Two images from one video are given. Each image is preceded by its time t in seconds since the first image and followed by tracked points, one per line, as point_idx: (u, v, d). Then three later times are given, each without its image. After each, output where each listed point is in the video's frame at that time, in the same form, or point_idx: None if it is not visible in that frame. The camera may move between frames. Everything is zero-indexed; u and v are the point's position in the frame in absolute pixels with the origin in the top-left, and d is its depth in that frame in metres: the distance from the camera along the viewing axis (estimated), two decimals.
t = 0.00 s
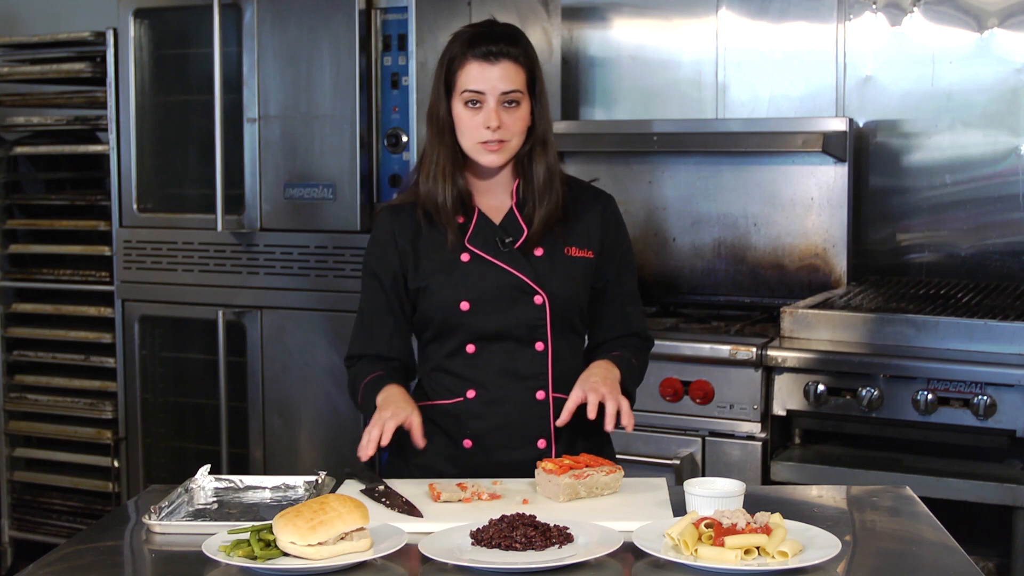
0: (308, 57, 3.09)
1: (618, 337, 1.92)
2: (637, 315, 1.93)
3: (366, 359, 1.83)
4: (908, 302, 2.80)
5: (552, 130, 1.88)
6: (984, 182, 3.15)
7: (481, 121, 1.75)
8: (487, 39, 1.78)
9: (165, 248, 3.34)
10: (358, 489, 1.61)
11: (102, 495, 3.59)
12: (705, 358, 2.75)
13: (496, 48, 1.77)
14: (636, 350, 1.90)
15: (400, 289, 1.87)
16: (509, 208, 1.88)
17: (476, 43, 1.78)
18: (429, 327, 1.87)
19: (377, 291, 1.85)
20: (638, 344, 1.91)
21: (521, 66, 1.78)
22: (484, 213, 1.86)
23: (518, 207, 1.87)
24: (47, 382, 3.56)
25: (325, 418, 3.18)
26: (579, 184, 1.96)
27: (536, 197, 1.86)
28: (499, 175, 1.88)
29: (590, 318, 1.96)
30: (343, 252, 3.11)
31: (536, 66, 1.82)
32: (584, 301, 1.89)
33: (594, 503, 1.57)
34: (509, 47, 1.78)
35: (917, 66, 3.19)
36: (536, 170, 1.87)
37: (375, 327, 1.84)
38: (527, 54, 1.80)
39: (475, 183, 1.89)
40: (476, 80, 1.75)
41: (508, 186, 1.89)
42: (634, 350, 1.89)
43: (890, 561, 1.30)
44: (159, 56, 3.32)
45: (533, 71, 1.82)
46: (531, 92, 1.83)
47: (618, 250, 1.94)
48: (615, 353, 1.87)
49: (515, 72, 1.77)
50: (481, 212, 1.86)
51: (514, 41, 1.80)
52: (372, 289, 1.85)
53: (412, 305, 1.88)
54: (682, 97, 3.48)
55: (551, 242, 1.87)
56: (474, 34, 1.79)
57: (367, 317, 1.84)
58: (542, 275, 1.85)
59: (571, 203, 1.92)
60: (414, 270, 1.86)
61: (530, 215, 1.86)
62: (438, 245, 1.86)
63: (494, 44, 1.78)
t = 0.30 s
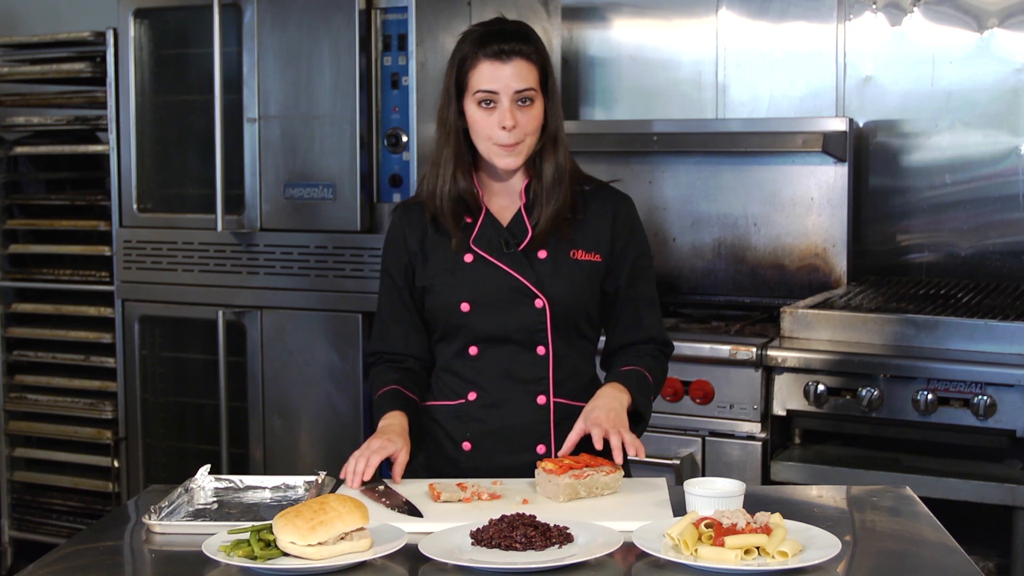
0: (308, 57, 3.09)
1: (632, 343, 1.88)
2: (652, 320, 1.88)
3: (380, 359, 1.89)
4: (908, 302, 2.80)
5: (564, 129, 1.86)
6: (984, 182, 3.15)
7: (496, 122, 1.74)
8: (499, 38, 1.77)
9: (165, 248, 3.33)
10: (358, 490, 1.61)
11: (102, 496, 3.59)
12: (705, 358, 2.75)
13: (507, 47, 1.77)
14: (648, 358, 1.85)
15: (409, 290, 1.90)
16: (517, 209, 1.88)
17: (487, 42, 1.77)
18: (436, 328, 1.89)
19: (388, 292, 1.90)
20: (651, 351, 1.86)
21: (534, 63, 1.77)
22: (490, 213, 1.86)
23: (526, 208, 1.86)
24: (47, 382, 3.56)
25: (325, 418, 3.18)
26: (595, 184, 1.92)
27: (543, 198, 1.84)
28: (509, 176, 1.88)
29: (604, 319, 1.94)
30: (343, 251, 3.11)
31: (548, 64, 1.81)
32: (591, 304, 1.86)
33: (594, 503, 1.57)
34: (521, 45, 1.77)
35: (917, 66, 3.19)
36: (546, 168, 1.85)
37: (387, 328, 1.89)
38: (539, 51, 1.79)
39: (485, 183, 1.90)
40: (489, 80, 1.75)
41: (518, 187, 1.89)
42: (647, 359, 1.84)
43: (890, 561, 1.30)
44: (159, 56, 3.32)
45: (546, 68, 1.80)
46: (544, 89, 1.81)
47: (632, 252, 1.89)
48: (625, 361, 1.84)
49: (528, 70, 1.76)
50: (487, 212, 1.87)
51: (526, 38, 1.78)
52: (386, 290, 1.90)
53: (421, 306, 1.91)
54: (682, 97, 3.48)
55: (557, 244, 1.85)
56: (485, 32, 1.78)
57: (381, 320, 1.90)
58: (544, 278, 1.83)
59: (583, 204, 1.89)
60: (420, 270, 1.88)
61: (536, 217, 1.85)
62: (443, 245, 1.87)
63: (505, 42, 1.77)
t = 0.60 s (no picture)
0: (308, 57, 3.09)
1: (642, 348, 1.85)
2: (665, 326, 1.84)
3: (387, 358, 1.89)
4: (908, 302, 2.80)
5: (580, 130, 1.85)
6: (984, 182, 3.15)
7: (510, 122, 1.74)
8: (515, 37, 1.77)
9: (165, 248, 3.33)
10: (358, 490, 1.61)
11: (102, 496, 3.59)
12: (705, 358, 2.75)
13: (523, 46, 1.76)
14: (658, 366, 1.81)
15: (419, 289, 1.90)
16: (530, 210, 1.87)
17: (502, 42, 1.76)
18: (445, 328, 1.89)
19: (397, 290, 1.90)
20: (663, 358, 1.83)
21: (550, 63, 1.76)
22: (502, 214, 1.87)
23: (539, 210, 1.86)
24: (47, 382, 3.56)
25: (325, 418, 3.18)
26: (611, 186, 1.90)
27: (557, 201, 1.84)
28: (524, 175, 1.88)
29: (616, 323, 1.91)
30: (343, 251, 3.12)
31: (564, 63, 1.80)
32: (602, 308, 1.85)
33: (594, 503, 1.57)
34: (537, 45, 1.76)
35: (917, 67, 3.19)
36: (563, 170, 1.84)
37: (397, 328, 1.89)
38: (555, 51, 1.78)
39: (500, 183, 1.90)
40: (504, 80, 1.74)
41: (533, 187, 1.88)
42: (658, 369, 1.81)
43: (890, 561, 1.30)
44: (159, 56, 3.32)
45: (562, 68, 1.80)
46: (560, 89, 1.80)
47: (646, 257, 1.86)
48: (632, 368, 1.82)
49: (544, 69, 1.75)
50: (500, 212, 1.87)
51: (542, 38, 1.77)
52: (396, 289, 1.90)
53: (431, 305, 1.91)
54: (682, 97, 3.48)
55: (569, 247, 1.84)
56: (500, 31, 1.78)
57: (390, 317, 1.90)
58: (554, 282, 1.83)
59: (597, 207, 1.87)
60: (432, 270, 1.89)
61: (549, 220, 1.84)
62: (455, 246, 1.88)
63: (521, 42, 1.76)
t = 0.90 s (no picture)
0: (308, 57, 3.09)
1: (646, 350, 1.84)
2: (671, 327, 1.84)
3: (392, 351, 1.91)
4: (909, 302, 2.80)
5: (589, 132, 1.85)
6: (984, 182, 3.15)
7: (519, 130, 1.74)
8: (523, 43, 1.76)
9: (165, 248, 3.33)
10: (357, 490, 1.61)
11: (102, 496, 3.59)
12: (705, 358, 2.75)
13: (531, 53, 1.75)
14: (663, 369, 1.81)
15: (424, 287, 1.91)
16: (537, 211, 1.88)
17: (511, 48, 1.76)
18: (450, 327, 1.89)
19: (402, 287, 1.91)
20: (668, 360, 1.83)
21: (558, 70, 1.75)
22: (509, 215, 1.87)
23: (546, 211, 1.86)
24: (47, 382, 3.56)
25: (325, 418, 3.17)
26: (618, 187, 1.91)
27: (565, 202, 1.84)
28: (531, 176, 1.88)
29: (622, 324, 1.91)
30: (343, 251, 3.11)
31: (573, 67, 1.79)
32: (608, 310, 1.85)
33: (594, 503, 1.57)
34: (545, 51, 1.76)
35: (917, 67, 3.19)
36: (572, 172, 1.84)
37: (402, 325, 1.91)
38: (563, 56, 1.77)
39: (507, 183, 1.90)
40: (513, 88, 1.74)
41: (540, 188, 1.88)
42: (664, 371, 1.81)
43: (890, 561, 1.30)
44: (159, 56, 3.32)
45: (571, 72, 1.79)
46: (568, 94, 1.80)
47: (653, 258, 1.86)
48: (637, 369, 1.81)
49: (552, 77, 1.74)
50: (507, 213, 1.87)
51: (550, 43, 1.77)
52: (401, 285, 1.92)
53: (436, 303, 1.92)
54: (682, 97, 3.48)
55: (575, 248, 1.84)
56: (509, 35, 1.77)
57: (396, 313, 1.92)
58: (561, 283, 1.82)
59: (604, 208, 1.87)
60: (438, 269, 1.89)
61: (556, 222, 1.84)
62: (461, 245, 1.88)
63: (529, 48, 1.75)
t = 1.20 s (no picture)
0: (308, 57, 3.09)
1: (646, 350, 1.84)
2: (670, 329, 1.84)
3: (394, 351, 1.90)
4: (908, 302, 2.80)
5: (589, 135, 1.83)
6: (984, 182, 3.15)
7: (514, 137, 1.74)
8: (519, 49, 1.74)
9: (165, 247, 3.33)
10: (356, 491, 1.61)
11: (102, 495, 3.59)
12: (705, 358, 2.75)
13: (527, 60, 1.73)
14: (662, 370, 1.81)
15: (426, 286, 1.90)
16: (537, 211, 1.88)
17: (507, 53, 1.74)
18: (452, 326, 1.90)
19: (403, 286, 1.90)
20: (667, 361, 1.83)
21: (555, 76, 1.73)
22: (510, 215, 1.87)
23: (546, 212, 1.86)
24: (47, 382, 3.56)
25: (325, 418, 3.18)
26: (619, 187, 1.90)
27: (564, 203, 1.84)
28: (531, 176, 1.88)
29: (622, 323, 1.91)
30: (343, 251, 3.11)
31: (571, 71, 1.77)
32: (608, 310, 1.85)
33: (595, 503, 1.57)
34: (542, 57, 1.73)
35: (917, 66, 3.19)
36: (571, 173, 1.83)
37: (403, 325, 1.89)
38: (561, 61, 1.75)
39: (507, 183, 1.90)
40: (508, 95, 1.73)
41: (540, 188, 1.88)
42: (662, 372, 1.81)
43: (890, 561, 1.30)
44: (159, 56, 3.32)
45: (569, 76, 1.77)
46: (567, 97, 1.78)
47: (654, 259, 1.86)
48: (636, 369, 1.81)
49: (548, 83, 1.73)
50: (507, 213, 1.87)
51: (548, 49, 1.74)
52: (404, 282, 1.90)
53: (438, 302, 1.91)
54: (682, 97, 3.48)
55: (576, 250, 1.84)
56: (507, 39, 1.75)
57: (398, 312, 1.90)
58: (561, 284, 1.82)
59: (604, 209, 1.87)
60: (439, 268, 1.89)
61: (557, 224, 1.85)
62: (462, 245, 1.88)
63: (526, 54, 1.73)
